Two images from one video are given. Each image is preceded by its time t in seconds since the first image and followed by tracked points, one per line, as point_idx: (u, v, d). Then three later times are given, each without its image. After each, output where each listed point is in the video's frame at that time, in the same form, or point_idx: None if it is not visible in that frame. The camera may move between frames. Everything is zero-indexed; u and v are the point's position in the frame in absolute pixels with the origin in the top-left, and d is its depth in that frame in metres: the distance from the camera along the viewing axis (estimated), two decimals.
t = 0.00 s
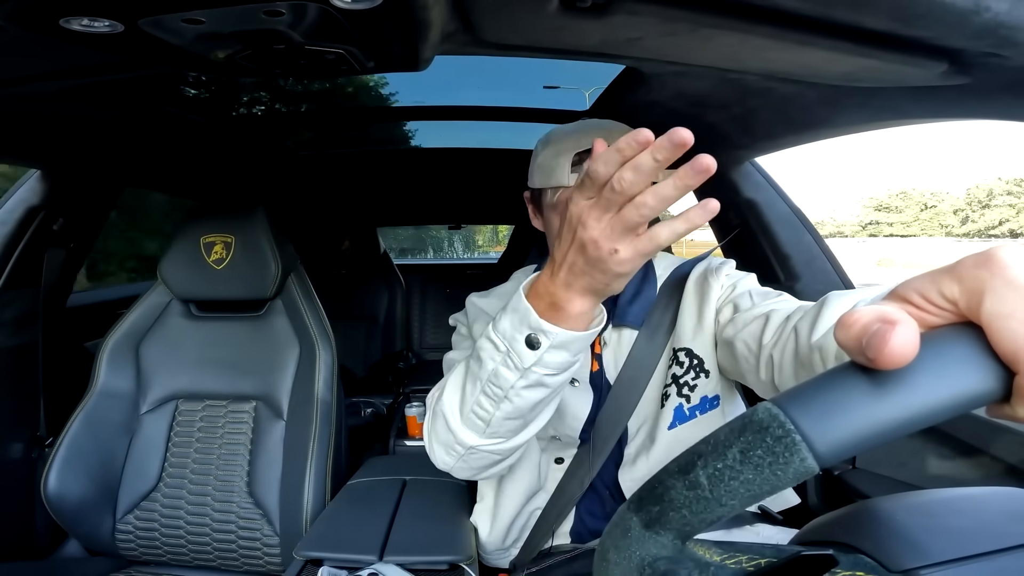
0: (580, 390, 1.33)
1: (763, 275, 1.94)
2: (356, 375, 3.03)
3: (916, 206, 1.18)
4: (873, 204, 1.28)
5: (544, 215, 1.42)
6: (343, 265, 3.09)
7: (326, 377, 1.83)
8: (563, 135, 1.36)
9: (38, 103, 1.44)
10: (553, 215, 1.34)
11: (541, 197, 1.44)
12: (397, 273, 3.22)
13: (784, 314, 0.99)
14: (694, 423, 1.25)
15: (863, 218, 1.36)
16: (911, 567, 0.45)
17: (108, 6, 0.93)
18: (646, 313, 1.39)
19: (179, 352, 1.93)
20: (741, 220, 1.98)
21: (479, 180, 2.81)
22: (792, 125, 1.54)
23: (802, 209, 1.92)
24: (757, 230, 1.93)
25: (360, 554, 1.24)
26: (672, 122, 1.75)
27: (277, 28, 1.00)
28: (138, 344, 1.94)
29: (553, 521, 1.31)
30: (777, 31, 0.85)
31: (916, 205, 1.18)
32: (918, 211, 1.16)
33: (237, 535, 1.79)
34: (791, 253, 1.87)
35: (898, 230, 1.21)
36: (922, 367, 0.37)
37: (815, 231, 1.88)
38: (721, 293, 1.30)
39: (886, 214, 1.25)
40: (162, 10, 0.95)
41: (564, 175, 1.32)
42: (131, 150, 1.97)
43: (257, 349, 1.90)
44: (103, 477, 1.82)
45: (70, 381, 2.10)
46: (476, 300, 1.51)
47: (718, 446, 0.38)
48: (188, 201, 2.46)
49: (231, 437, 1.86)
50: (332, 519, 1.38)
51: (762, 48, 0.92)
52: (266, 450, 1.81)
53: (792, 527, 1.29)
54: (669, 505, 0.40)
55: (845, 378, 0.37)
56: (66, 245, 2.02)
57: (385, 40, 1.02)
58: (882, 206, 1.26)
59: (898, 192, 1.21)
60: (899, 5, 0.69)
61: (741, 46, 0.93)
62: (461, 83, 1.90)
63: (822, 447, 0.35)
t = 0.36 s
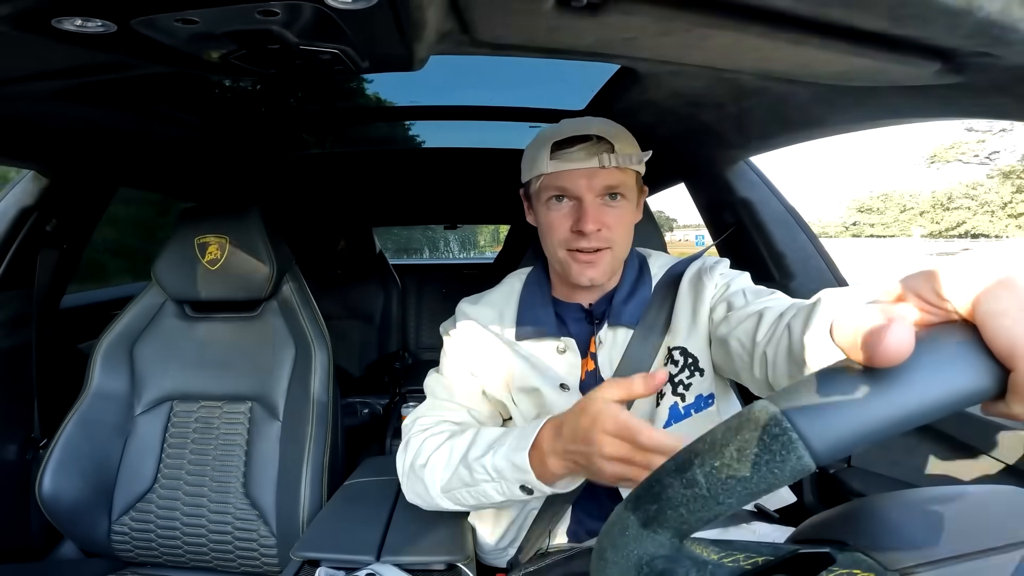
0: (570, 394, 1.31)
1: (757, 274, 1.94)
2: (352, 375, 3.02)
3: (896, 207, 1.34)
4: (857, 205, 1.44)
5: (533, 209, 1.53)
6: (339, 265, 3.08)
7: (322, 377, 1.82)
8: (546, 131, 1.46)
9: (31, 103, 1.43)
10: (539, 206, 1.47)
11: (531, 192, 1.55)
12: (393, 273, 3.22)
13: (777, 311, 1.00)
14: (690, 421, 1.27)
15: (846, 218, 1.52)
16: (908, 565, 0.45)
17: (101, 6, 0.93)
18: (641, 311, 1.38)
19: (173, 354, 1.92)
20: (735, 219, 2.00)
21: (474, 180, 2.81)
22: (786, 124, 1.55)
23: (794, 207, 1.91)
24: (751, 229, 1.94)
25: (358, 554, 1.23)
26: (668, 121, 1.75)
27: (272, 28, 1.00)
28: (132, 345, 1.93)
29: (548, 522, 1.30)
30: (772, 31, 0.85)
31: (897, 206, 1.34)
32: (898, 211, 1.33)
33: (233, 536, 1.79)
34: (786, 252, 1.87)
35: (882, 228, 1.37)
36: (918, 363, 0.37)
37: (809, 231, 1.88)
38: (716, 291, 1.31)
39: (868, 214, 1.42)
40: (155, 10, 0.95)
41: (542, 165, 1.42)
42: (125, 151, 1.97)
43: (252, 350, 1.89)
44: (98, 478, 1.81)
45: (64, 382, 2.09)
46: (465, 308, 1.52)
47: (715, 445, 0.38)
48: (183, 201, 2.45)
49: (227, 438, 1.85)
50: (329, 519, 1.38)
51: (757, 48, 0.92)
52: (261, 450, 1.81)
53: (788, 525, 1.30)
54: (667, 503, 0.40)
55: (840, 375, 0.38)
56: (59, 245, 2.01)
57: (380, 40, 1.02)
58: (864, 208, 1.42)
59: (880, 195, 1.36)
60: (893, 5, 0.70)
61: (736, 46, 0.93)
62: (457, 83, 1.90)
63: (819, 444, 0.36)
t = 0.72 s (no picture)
0: (564, 394, 1.34)
1: (753, 272, 1.95)
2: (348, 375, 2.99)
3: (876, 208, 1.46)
4: (840, 208, 1.56)
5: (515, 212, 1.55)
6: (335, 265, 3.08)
7: (318, 378, 1.82)
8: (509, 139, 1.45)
9: (23, 103, 1.42)
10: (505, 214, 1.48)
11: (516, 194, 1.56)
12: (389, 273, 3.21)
13: (773, 310, 1.00)
14: (686, 420, 1.27)
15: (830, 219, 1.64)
16: (902, 564, 0.46)
17: (95, 6, 0.93)
18: (636, 311, 1.39)
19: (168, 354, 1.92)
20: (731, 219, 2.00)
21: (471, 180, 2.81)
22: (782, 124, 1.55)
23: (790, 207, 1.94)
24: (746, 229, 1.95)
25: (355, 554, 1.24)
26: (664, 121, 1.75)
27: (266, 28, 1.00)
28: (127, 345, 1.93)
29: (546, 520, 1.31)
30: (767, 31, 0.85)
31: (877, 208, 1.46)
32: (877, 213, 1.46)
33: (230, 536, 1.79)
34: (781, 251, 1.89)
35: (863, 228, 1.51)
36: (912, 363, 0.37)
37: (804, 231, 1.89)
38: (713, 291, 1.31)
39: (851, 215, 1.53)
40: (150, 10, 0.94)
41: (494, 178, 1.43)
42: (119, 150, 1.96)
43: (247, 351, 1.88)
44: (93, 479, 1.81)
45: (58, 383, 2.08)
46: (459, 308, 1.52)
47: (709, 445, 0.38)
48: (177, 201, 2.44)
49: (222, 439, 1.84)
50: (326, 519, 1.38)
51: (752, 48, 0.92)
52: (258, 451, 1.80)
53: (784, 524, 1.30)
54: (662, 504, 0.40)
55: (834, 374, 0.38)
56: (52, 246, 2.00)
57: (376, 40, 1.02)
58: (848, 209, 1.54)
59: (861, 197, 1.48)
60: (887, 5, 0.70)
61: (731, 46, 0.93)
62: (452, 83, 1.90)
63: (811, 444, 0.36)
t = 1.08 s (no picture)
0: (550, 394, 1.34)
1: (748, 272, 1.95)
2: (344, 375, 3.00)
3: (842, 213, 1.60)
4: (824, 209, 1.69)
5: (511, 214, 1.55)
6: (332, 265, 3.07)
7: (314, 378, 1.81)
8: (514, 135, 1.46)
9: (18, 103, 1.42)
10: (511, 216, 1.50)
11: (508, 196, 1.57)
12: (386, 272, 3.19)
13: (769, 309, 1.00)
14: (683, 420, 1.26)
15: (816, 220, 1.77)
16: (897, 564, 0.46)
17: (91, 6, 0.93)
18: (632, 312, 1.40)
19: (163, 355, 1.91)
20: (727, 219, 2.01)
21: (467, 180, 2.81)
22: (777, 124, 1.56)
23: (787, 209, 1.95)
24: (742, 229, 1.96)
25: (351, 555, 1.23)
26: (660, 121, 1.76)
27: (263, 28, 0.99)
28: (122, 345, 1.92)
29: (542, 521, 1.31)
30: (764, 31, 0.85)
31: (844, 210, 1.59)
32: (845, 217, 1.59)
33: (226, 537, 1.78)
34: (776, 251, 1.89)
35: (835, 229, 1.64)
36: (905, 365, 0.37)
37: (800, 231, 1.90)
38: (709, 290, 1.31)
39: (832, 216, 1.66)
40: (145, 10, 0.94)
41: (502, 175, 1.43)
42: (114, 150, 1.95)
43: (242, 351, 1.88)
44: (88, 479, 1.80)
45: (53, 384, 2.07)
46: (453, 308, 1.53)
47: (703, 446, 0.39)
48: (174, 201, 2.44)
49: (219, 440, 1.84)
50: (323, 519, 1.38)
51: (749, 48, 0.93)
52: (254, 451, 1.80)
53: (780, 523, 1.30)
54: (657, 505, 0.40)
55: (829, 376, 0.38)
56: (47, 245, 2.00)
57: (373, 40, 1.02)
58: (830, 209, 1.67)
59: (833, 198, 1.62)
60: (883, 5, 0.70)
61: (728, 46, 0.93)
62: (448, 83, 1.90)
63: (805, 445, 0.36)
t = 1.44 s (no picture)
0: (553, 401, 1.32)
1: (745, 273, 1.95)
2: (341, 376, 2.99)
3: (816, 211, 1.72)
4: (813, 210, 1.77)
5: (534, 198, 1.54)
6: (329, 265, 3.06)
7: (311, 378, 1.81)
8: (560, 126, 1.48)
9: (14, 103, 1.42)
10: (546, 201, 1.48)
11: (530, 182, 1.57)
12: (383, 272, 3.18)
13: (764, 311, 1.01)
14: (679, 421, 1.27)
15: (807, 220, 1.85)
16: (892, 566, 0.46)
17: (89, 5, 0.93)
18: (630, 313, 1.40)
19: (160, 355, 1.90)
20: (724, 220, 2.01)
21: (464, 180, 2.81)
22: (775, 125, 1.56)
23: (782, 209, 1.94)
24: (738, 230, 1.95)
25: (348, 555, 1.23)
26: (658, 121, 1.76)
27: (260, 28, 0.99)
28: (118, 345, 1.91)
29: (540, 521, 1.32)
30: (761, 32, 0.86)
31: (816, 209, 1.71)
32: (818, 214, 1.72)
33: (222, 537, 1.77)
34: (772, 251, 1.88)
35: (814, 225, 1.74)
36: (896, 368, 0.37)
37: (797, 233, 1.89)
38: (705, 291, 1.32)
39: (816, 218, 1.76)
40: (143, 10, 0.94)
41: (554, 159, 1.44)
42: (112, 149, 1.95)
43: (239, 351, 1.87)
44: (83, 480, 1.79)
45: (49, 384, 2.06)
46: (452, 314, 1.52)
47: (698, 448, 0.39)
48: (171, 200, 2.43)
49: (215, 440, 1.83)
50: (320, 520, 1.38)
51: (746, 49, 0.93)
52: (250, 451, 1.79)
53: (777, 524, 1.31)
54: (651, 507, 0.40)
55: (822, 377, 0.37)
56: (43, 245, 1.99)
57: (371, 40, 1.02)
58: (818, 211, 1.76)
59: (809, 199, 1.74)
60: (880, 6, 0.70)
61: (726, 47, 0.93)
62: (446, 83, 1.90)
63: (797, 447, 0.35)
